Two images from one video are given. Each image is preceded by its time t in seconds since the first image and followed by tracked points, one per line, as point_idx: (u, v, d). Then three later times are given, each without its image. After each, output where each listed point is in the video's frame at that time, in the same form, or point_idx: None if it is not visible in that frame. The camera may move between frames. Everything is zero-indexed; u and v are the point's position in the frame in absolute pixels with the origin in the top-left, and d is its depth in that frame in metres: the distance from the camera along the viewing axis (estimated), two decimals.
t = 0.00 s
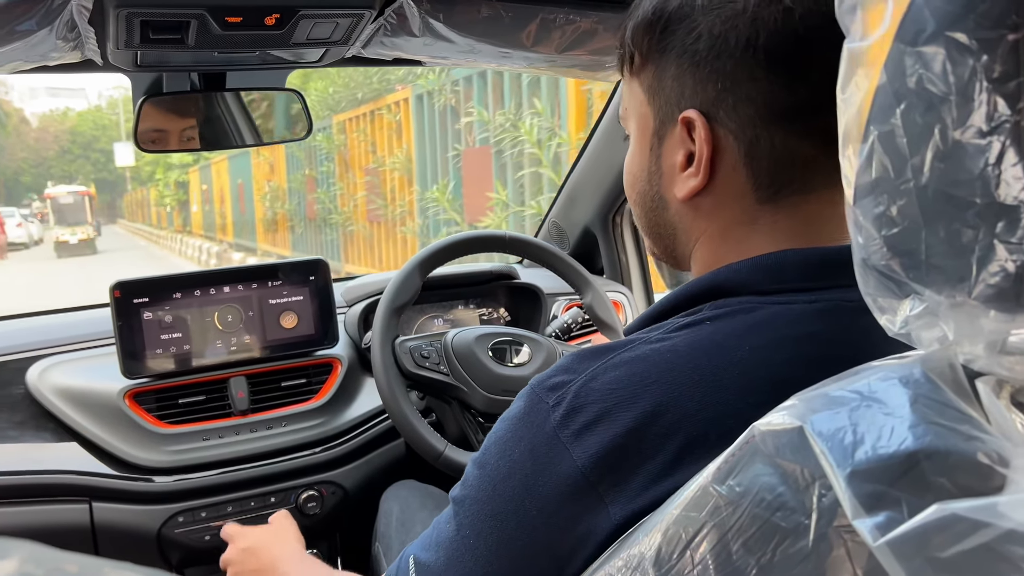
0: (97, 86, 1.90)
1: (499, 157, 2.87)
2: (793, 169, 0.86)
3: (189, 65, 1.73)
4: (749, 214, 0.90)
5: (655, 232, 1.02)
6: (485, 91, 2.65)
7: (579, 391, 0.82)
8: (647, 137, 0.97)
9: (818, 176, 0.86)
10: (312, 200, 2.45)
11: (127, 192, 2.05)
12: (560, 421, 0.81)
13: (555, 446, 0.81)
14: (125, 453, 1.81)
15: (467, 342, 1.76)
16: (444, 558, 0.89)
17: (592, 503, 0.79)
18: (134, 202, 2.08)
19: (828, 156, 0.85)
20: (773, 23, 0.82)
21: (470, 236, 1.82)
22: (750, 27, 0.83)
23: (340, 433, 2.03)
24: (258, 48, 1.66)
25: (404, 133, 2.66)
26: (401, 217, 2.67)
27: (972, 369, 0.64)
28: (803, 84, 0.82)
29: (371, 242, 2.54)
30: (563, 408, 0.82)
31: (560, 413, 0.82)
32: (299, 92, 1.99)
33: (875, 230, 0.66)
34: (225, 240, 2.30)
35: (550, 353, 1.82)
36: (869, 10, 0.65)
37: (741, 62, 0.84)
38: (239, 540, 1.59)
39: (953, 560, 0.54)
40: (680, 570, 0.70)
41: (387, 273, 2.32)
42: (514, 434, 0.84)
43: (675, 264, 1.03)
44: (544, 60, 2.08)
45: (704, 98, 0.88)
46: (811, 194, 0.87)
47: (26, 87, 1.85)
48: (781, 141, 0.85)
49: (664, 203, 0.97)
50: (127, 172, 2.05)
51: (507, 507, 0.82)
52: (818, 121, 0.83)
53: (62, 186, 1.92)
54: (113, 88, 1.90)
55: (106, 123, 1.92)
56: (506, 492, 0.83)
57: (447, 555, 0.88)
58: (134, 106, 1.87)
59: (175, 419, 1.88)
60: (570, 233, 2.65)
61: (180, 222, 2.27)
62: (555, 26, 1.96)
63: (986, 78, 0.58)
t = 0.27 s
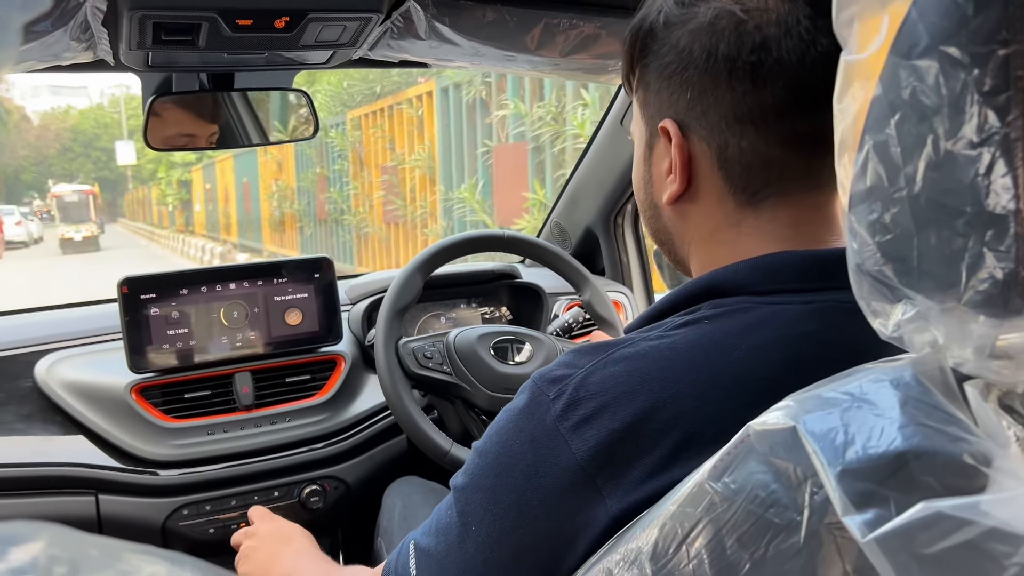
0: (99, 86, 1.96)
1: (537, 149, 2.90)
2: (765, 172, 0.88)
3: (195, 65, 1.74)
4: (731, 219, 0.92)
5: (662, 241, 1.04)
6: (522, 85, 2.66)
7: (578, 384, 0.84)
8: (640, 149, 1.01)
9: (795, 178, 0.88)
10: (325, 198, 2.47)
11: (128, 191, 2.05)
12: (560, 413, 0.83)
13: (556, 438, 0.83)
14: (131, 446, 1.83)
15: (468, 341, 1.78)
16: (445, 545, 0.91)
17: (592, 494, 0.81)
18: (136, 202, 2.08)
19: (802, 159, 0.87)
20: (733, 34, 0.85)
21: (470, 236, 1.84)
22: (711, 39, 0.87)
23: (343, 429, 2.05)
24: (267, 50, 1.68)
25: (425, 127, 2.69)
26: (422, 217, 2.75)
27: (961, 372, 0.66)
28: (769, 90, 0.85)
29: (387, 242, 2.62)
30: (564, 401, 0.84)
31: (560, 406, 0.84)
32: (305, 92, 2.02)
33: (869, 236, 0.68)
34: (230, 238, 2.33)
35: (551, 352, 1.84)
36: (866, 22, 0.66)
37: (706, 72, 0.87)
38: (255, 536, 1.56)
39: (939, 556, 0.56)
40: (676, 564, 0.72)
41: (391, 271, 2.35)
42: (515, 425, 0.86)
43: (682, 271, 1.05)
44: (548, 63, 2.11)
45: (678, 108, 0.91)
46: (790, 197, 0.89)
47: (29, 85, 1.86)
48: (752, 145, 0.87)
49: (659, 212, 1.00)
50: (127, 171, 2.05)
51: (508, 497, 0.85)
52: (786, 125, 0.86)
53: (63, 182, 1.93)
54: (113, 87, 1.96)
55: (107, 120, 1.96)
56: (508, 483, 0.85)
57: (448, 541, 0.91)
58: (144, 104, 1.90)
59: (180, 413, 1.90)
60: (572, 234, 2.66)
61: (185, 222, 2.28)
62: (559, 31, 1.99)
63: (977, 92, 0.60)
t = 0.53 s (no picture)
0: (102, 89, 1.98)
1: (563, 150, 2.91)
2: (770, 185, 0.92)
3: (208, 73, 1.78)
4: (734, 228, 0.96)
5: (663, 247, 1.07)
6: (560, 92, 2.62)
7: (581, 379, 0.87)
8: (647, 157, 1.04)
9: (798, 192, 0.92)
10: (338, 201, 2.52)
11: (132, 194, 2.03)
12: (563, 406, 0.87)
13: (559, 430, 0.86)
14: (141, 443, 1.87)
15: (474, 350, 1.81)
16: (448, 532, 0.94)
17: (593, 486, 0.85)
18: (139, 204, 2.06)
19: (805, 173, 0.91)
20: (746, 51, 0.89)
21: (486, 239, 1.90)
22: (725, 55, 0.90)
23: (348, 428, 2.09)
24: (282, 58, 1.73)
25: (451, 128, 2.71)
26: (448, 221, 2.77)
27: (945, 377, 0.70)
28: (776, 107, 0.88)
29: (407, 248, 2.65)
30: (567, 394, 0.87)
31: (564, 399, 0.87)
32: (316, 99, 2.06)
33: (858, 246, 0.71)
34: (238, 241, 2.34)
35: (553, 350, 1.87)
36: (858, 43, 0.69)
37: (718, 87, 0.91)
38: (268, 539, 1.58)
39: (917, 548, 0.60)
40: (671, 558, 0.75)
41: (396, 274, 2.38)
42: (520, 417, 0.90)
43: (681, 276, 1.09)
44: (553, 74, 2.15)
45: (688, 120, 0.95)
46: (792, 209, 0.93)
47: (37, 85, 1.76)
48: (758, 159, 0.91)
49: (663, 218, 1.04)
50: (133, 174, 2.01)
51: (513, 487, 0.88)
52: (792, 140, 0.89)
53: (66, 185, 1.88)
54: (118, 89, 1.98)
55: (111, 123, 1.92)
56: (512, 474, 0.88)
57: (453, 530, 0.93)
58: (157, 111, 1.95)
59: (190, 411, 1.94)
60: (575, 240, 2.71)
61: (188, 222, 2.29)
62: (564, 43, 2.02)
63: (959, 112, 0.63)
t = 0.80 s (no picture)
0: (100, 87, 1.90)
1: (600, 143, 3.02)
2: (796, 187, 0.90)
3: (204, 71, 1.78)
4: (752, 230, 0.93)
5: (653, 249, 1.02)
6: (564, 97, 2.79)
7: (583, 378, 0.87)
8: (652, 156, 0.97)
9: (813, 196, 0.90)
10: (347, 204, 2.80)
11: (128, 193, 2.11)
12: (565, 406, 0.86)
13: (561, 431, 0.86)
14: (137, 443, 1.86)
15: (470, 352, 1.80)
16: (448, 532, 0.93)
17: (597, 486, 0.85)
18: (136, 203, 2.15)
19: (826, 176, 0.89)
20: (782, 49, 0.85)
21: (486, 241, 1.89)
22: (762, 55, 0.86)
23: (345, 429, 2.08)
24: (279, 57, 1.72)
25: (474, 124, 2.89)
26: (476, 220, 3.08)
27: (945, 381, 0.69)
28: (804, 109, 0.86)
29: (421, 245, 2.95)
30: (569, 394, 0.86)
31: (566, 399, 0.86)
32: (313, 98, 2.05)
33: (859, 249, 0.70)
34: (237, 240, 2.50)
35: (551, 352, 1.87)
36: (859, 43, 0.68)
37: (752, 88, 0.86)
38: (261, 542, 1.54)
39: (916, 554, 0.59)
40: (669, 561, 0.74)
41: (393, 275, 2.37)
42: (520, 418, 0.89)
43: (667, 280, 1.04)
44: (552, 74, 2.14)
45: (716, 118, 0.89)
46: (808, 213, 0.91)
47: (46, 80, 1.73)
48: (783, 163, 0.88)
49: (665, 221, 0.98)
50: (129, 174, 2.09)
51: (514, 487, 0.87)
52: (816, 143, 0.88)
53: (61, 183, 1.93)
54: (116, 88, 1.91)
55: (110, 122, 1.96)
56: (515, 474, 0.87)
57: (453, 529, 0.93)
58: (153, 110, 1.93)
59: (185, 411, 1.93)
60: (572, 241, 2.68)
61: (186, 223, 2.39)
62: (562, 43, 2.02)
63: (962, 113, 0.63)
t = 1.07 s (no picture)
0: (100, 83, 1.88)
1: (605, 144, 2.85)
2: (814, 183, 0.98)
3: (206, 66, 1.77)
4: (784, 231, 0.97)
5: (665, 266, 0.95)
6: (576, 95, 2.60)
7: (593, 377, 0.86)
8: (683, 161, 0.92)
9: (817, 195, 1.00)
10: (360, 201, 2.75)
11: (130, 190, 2.12)
12: (576, 405, 0.85)
13: (571, 429, 0.85)
14: (137, 439, 1.86)
15: (471, 350, 1.80)
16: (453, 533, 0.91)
17: (605, 485, 0.84)
18: (136, 200, 2.16)
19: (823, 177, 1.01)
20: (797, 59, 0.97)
21: (489, 237, 1.89)
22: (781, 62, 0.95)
23: (345, 426, 2.08)
24: (281, 52, 1.71)
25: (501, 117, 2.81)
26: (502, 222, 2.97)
27: (952, 382, 0.69)
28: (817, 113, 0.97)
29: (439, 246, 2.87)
30: (580, 393, 0.86)
31: (576, 398, 0.86)
32: (316, 94, 2.03)
33: (865, 248, 0.69)
34: (244, 238, 2.49)
35: (552, 349, 1.87)
36: (865, 43, 0.67)
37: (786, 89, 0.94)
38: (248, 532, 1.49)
39: (923, 556, 0.59)
40: (673, 562, 0.74)
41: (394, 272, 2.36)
42: (529, 417, 0.88)
43: (669, 299, 0.98)
44: (555, 71, 2.13)
45: (761, 118, 0.93)
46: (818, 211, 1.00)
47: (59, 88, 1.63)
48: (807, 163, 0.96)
49: (698, 229, 0.93)
50: (131, 171, 2.10)
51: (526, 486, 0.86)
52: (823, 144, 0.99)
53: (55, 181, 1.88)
54: (118, 83, 1.89)
55: (111, 118, 1.94)
56: (525, 473, 0.86)
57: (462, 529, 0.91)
58: (154, 105, 1.92)
59: (185, 407, 1.93)
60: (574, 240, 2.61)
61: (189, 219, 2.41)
62: (566, 40, 2.01)
63: (971, 112, 0.63)
